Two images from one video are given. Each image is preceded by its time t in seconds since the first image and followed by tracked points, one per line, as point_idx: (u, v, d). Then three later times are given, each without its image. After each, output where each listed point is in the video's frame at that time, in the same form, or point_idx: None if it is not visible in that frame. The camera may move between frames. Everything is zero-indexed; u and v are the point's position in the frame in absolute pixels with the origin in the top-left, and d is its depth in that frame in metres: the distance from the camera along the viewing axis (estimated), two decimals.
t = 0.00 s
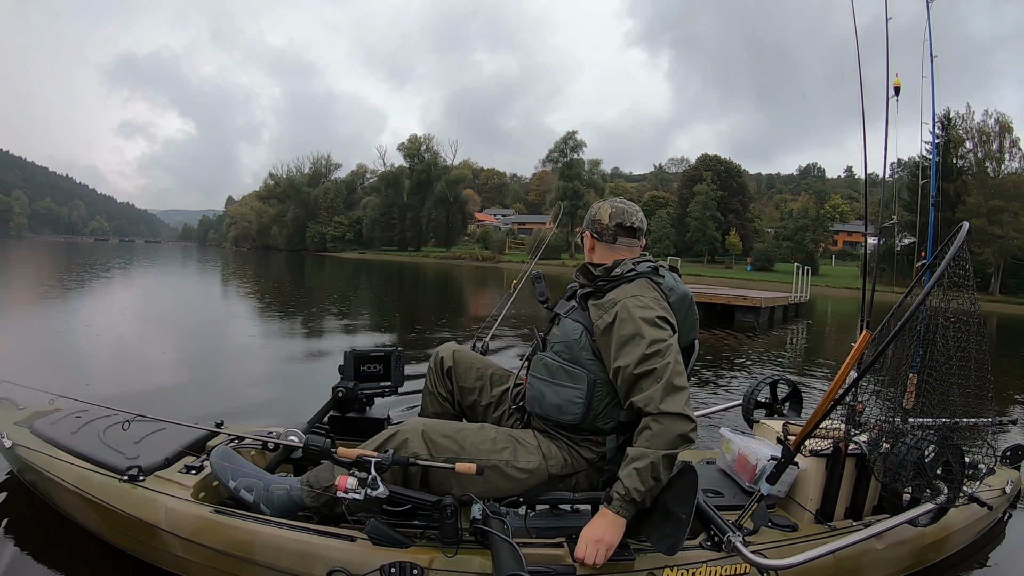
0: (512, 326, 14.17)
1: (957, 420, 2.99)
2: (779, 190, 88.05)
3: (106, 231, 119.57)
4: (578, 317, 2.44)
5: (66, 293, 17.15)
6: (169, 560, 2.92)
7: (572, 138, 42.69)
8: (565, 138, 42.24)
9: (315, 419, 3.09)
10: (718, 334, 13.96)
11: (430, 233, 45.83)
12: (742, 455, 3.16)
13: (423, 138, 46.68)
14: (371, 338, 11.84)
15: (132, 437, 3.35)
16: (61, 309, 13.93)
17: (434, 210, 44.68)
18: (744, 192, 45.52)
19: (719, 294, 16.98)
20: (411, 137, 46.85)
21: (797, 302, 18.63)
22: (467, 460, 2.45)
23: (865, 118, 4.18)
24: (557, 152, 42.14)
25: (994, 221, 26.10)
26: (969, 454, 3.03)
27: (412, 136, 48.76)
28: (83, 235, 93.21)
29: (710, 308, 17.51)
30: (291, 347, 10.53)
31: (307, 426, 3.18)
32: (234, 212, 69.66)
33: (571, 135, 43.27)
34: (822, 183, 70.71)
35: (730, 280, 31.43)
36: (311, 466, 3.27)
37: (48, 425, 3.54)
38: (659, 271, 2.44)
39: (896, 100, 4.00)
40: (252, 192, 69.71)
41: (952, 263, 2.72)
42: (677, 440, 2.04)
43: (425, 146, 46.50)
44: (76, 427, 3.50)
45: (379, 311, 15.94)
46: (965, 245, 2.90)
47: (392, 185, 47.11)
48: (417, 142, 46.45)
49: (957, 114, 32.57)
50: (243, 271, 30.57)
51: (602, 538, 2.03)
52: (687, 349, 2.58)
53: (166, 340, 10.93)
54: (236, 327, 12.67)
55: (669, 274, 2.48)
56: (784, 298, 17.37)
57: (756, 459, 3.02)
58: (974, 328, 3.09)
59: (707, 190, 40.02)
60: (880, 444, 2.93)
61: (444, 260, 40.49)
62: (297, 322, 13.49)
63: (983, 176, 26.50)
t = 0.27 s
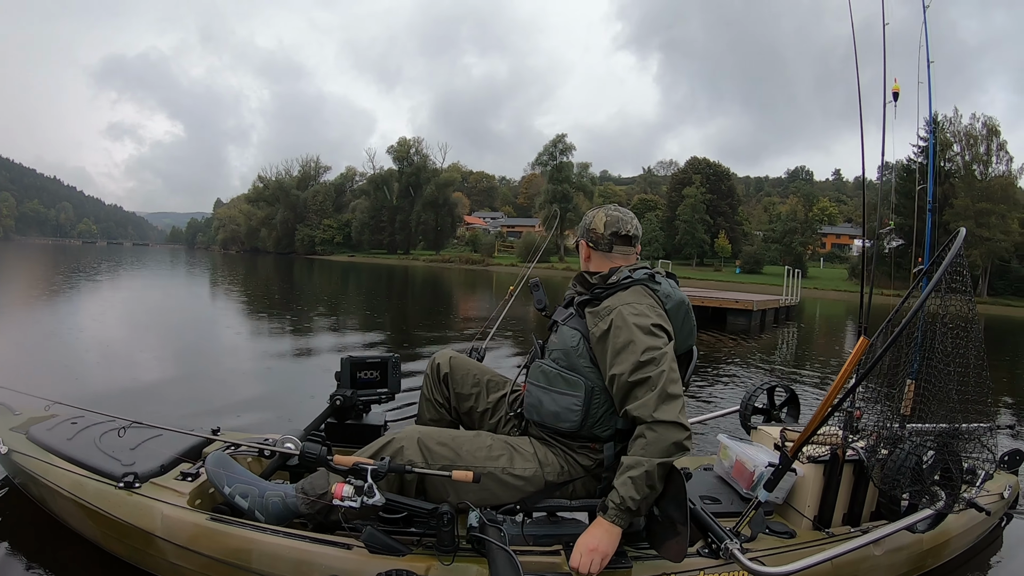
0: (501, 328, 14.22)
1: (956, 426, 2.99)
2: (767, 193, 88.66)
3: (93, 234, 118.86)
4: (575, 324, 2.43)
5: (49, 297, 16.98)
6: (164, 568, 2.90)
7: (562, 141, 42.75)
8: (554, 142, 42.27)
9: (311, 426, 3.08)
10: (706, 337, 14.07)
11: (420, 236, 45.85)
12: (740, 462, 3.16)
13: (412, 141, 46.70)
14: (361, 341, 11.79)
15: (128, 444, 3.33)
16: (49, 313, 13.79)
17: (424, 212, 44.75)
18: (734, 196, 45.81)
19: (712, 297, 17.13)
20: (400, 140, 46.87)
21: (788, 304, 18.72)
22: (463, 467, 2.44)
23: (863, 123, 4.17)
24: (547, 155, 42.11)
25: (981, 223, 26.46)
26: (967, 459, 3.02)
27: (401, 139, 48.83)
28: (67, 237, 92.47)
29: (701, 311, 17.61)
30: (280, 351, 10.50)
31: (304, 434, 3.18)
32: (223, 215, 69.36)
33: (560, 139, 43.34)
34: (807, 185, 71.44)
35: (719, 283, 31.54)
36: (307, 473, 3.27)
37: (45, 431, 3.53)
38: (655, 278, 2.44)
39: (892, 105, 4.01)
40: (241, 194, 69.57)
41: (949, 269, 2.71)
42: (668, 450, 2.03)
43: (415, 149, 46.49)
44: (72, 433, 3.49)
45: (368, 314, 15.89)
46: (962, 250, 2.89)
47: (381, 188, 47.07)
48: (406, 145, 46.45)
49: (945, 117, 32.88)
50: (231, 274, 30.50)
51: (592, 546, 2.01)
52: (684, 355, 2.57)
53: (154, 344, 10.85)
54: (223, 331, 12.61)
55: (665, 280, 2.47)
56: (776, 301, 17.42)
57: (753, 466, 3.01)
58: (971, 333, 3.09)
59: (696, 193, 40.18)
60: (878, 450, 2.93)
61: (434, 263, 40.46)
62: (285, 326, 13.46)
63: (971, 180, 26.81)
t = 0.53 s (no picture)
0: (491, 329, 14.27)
1: (951, 432, 2.99)
2: (754, 193, 89.31)
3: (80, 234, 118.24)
4: (575, 333, 2.43)
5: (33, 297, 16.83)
6: None
7: (551, 141, 42.88)
8: (543, 142, 42.36)
9: (308, 434, 3.07)
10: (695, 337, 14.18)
11: (409, 237, 45.94)
12: (737, 469, 3.16)
13: (402, 141, 46.85)
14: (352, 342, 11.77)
15: (124, 451, 3.33)
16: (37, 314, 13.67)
17: (413, 212, 44.83)
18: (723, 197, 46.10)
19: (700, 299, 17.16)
20: (390, 140, 47.00)
21: (778, 305, 18.83)
22: (460, 476, 2.44)
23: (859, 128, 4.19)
24: (536, 156, 42.20)
25: (969, 224, 26.72)
26: (964, 465, 3.02)
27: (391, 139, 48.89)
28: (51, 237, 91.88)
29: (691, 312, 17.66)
30: (270, 352, 10.47)
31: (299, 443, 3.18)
32: (210, 215, 69.16)
33: (550, 139, 43.47)
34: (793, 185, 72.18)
35: (708, 283, 31.69)
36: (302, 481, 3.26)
37: (40, 438, 3.51)
38: (655, 287, 2.44)
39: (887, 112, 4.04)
40: (229, 194, 69.44)
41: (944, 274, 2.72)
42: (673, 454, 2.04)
43: (404, 149, 46.71)
44: (67, 441, 3.47)
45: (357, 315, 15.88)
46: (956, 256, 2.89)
47: (370, 188, 47.12)
48: (396, 145, 46.54)
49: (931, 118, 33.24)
50: (219, 274, 30.47)
51: (592, 544, 1.99)
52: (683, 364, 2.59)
53: (142, 345, 10.78)
54: (212, 332, 12.56)
55: (664, 290, 2.48)
56: (766, 302, 17.48)
57: (751, 473, 3.01)
58: (967, 338, 3.08)
59: (685, 194, 40.40)
60: (875, 456, 2.92)
61: (424, 264, 40.51)
62: (274, 326, 13.44)
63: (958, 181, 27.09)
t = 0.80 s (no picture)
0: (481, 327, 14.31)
1: (947, 439, 2.99)
2: (743, 191, 90.11)
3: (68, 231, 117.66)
4: (572, 341, 2.43)
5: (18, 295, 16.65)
6: None
7: (542, 139, 42.98)
8: (534, 140, 42.45)
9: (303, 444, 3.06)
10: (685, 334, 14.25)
11: (400, 235, 45.99)
12: (734, 478, 3.15)
13: (392, 138, 46.94)
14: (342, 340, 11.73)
15: (118, 460, 3.31)
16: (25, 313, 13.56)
17: (403, 210, 44.80)
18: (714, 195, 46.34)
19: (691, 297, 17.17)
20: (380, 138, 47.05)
21: (771, 304, 18.83)
22: (456, 485, 2.43)
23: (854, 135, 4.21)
24: (526, 154, 42.29)
25: (958, 223, 26.90)
26: (961, 471, 3.02)
27: (381, 136, 48.84)
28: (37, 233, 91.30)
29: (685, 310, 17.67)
30: (260, 351, 10.42)
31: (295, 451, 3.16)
32: (199, 212, 68.93)
33: (540, 137, 43.58)
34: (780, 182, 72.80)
35: (698, 280, 31.83)
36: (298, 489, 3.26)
37: (34, 446, 3.49)
38: (654, 296, 2.44)
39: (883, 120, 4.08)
40: (218, 190, 69.16)
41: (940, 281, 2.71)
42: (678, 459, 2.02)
43: (394, 146, 46.83)
44: (62, 449, 3.46)
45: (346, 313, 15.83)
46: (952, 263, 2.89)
47: (360, 186, 47.12)
48: (386, 143, 46.62)
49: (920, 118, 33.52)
50: (208, 271, 30.36)
51: (590, 548, 1.96)
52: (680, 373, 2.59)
53: (130, 344, 10.69)
54: (200, 329, 12.49)
55: (663, 300, 2.48)
56: (759, 300, 17.50)
57: (748, 482, 3.00)
58: (963, 344, 3.08)
59: (675, 192, 40.56)
60: (872, 464, 2.91)
61: (414, 261, 40.53)
62: (264, 324, 13.41)
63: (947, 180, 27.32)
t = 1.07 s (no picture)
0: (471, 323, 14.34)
1: (942, 435, 3.00)
2: (733, 188, 90.51)
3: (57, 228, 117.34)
4: (569, 335, 2.43)
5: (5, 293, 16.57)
6: None
7: (534, 136, 43.06)
8: (525, 138, 42.51)
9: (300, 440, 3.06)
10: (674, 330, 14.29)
11: (392, 232, 46.01)
12: (730, 474, 3.14)
13: (383, 135, 47.02)
14: (333, 337, 11.72)
15: (115, 456, 3.31)
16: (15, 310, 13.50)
17: (395, 207, 44.84)
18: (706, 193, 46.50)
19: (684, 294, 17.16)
20: (371, 135, 47.09)
21: (764, 302, 18.87)
22: (453, 479, 2.43)
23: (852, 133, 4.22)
24: (518, 151, 42.32)
25: (948, 220, 27.02)
26: (956, 467, 3.02)
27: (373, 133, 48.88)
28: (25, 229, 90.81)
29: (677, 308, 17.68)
30: (252, 347, 10.40)
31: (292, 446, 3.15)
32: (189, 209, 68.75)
33: (532, 134, 43.65)
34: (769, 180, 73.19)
35: (690, 277, 31.93)
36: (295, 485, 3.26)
37: (30, 443, 3.49)
38: (653, 293, 2.44)
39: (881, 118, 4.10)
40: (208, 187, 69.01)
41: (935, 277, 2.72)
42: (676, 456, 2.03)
43: (385, 143, 46.94)
44: (58, 445, 3.45)
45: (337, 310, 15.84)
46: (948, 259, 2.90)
47: (352, 182, 47.12)
48: (378, 139, 46.69)
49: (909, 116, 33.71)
50: (198, 268, 30.31)
51: (589, 544, 1.96)
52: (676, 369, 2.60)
53: (121, 341, 10.65)
54: (191, 327, 12.47)
55: (660, 298, 2.49)
56: (751, 297, 17.52)
57: (744, 477, 3.01)
58: (957, 339, 3.09)
59: (667, 189, 40.66)
60: (868, 460, 2.91)
61: (405, 258, 40.54)
62: (255, 321, 13.40)
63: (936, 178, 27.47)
